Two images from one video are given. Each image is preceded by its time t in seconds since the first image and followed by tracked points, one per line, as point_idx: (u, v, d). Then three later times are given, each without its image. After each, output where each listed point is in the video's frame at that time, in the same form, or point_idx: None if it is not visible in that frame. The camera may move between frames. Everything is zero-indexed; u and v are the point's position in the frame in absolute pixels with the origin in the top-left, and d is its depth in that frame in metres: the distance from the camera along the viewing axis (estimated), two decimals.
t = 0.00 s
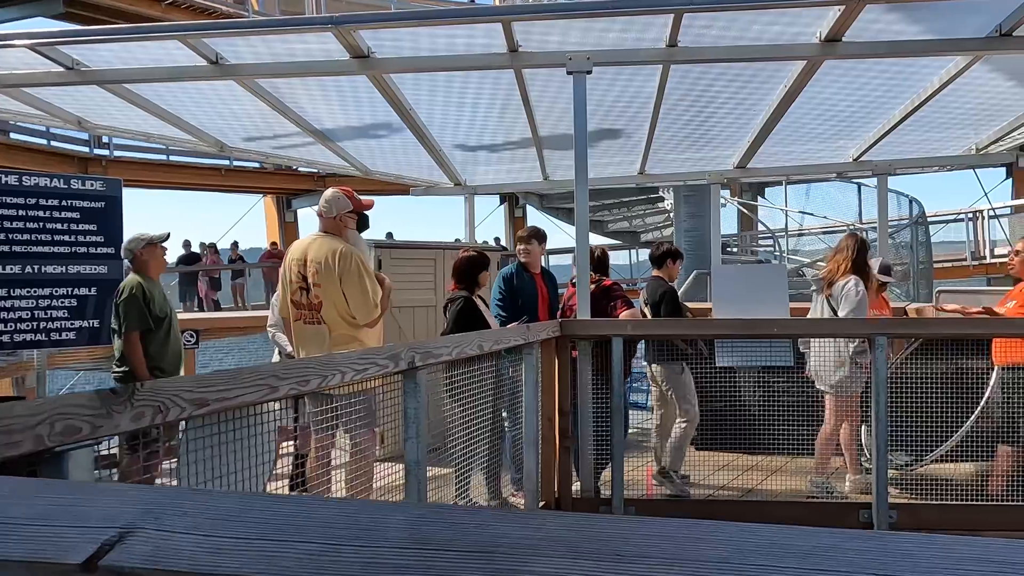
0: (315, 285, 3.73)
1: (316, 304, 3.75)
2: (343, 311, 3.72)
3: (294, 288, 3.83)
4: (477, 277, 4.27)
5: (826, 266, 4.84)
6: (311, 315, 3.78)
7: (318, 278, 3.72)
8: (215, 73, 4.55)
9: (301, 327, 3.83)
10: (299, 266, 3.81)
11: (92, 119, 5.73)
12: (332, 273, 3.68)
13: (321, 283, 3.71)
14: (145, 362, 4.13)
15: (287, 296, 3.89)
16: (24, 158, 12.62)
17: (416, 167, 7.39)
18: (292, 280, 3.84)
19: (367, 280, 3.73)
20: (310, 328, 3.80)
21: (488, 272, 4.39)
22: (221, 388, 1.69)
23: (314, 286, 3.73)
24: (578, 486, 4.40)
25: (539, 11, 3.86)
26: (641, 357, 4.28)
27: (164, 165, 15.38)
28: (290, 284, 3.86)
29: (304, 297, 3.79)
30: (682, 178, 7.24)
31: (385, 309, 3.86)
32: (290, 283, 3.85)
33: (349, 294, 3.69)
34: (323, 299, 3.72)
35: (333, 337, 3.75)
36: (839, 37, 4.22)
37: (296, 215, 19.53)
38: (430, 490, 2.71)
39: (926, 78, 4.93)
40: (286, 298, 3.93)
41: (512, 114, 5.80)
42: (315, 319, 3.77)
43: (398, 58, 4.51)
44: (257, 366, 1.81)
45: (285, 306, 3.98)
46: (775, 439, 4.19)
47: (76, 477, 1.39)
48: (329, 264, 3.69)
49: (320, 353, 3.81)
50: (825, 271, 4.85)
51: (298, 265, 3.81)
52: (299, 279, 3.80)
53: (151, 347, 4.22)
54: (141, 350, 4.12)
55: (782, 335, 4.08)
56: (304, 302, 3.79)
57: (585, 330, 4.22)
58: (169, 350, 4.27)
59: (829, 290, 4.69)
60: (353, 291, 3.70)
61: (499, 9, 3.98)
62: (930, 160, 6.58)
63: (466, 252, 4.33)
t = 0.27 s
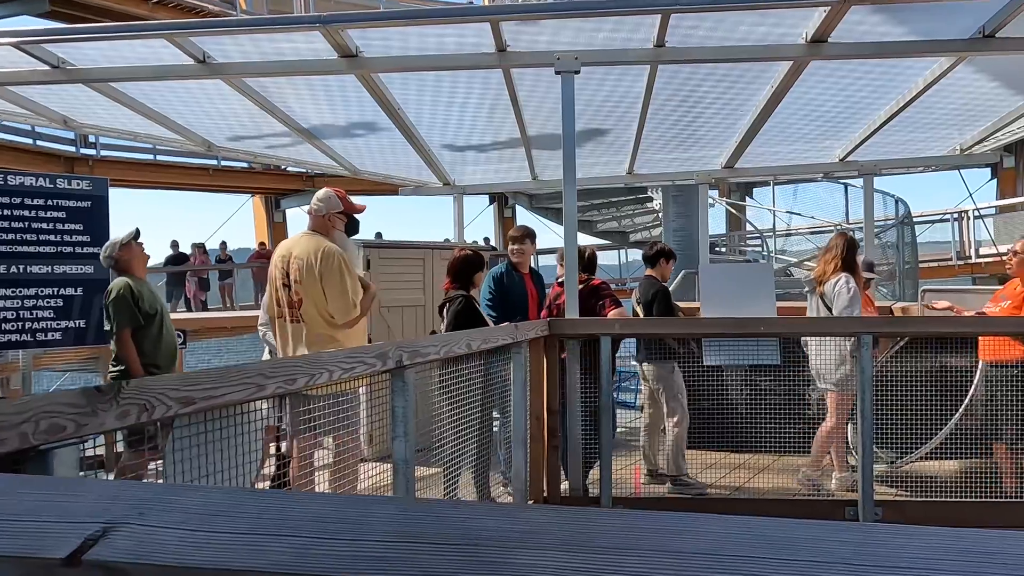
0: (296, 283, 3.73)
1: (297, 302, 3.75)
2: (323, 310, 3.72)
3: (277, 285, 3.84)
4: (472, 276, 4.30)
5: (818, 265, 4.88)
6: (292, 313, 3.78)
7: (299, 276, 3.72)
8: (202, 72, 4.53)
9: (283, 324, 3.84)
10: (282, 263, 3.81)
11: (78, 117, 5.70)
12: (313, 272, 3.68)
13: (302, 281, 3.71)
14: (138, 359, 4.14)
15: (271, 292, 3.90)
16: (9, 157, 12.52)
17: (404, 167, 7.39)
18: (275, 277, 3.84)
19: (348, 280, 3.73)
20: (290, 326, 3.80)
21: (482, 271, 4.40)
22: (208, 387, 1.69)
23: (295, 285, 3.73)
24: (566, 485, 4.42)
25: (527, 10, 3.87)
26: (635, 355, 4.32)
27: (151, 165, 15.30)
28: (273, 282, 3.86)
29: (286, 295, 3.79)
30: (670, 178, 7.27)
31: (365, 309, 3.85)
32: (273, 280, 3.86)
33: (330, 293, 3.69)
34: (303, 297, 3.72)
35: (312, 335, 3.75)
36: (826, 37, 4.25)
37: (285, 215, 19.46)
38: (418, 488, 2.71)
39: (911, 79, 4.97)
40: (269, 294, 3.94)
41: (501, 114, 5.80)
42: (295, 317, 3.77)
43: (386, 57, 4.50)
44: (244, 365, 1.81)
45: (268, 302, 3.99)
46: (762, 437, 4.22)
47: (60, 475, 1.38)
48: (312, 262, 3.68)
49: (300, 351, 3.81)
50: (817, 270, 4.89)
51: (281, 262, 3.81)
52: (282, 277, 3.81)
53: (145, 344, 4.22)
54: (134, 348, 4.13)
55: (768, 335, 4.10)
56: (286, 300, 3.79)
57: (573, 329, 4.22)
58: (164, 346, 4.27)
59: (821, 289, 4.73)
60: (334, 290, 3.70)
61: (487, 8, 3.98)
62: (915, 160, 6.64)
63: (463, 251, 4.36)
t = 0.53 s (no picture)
0: (282, 284, 3.72)
1: (283, 304, 3.74)
2: (309, 310, 3.71)
3: (264, 287, 3.83)
4: (471, 278, 4.34)
5: (812, 267, 4.91)
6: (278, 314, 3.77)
7: (285, 277, 3.71)
8: (194, 73, 4.52)
9: (271, 326, 3.83)
10: (269, 265, 3.81)
11: (67, 118, 5.67)
12: (298, 272, 3.67)
13: (287, 282, 3.70)
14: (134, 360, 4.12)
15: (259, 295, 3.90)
16: None
17: (396, 168, 7.38)
18: (263, 279, 3.84)
19: (333, 279, 3.72)
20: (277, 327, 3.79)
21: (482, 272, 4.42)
22: (205, 392, 1.69)
23: (281, 286, 3.72)
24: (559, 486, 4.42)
25: (520, 13, 3.87)
26: (631, 356, 4.30)
27: (141, 165, 15.21)
28: (261, 284, 3.86)
29: (272, 296, 3.79)
30: (662, 179, 7.29)
31: (351, 309, 3.84)
32: (261, 282, 3.86)
33: (315, 293, 3.68)
34: (289, 298, 3.71)
35: (298, 336, 3.74)
36: (816, 40, 4.27)
37: (275, 215, 19.39)
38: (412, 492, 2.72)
39: (901, 82, 5.00)
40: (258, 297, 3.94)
41: (493, 115, 5.81)
42: (282, 319, 3.76)
43: (379, 58, 4.50)
44: (240, 370, 1.81)
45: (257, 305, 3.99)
46: (755, 438, 4.24)
47: (58, 482, 1.38)
48: (296, 263, 3.68)
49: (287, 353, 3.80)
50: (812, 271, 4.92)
51: (268, 264, 3.81)
52: (269, 278, 3.80)
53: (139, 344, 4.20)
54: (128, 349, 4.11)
55: (761, 335, 4.12)
56: (272, 301, 3.79)
57: (567, 331, 4.23)
58: (158, 345, 4.26)
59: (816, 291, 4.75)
60: (320, 290, 3.69)
61: (479, 10, 3.98)
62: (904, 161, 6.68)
63: (464, 253, 4.39)
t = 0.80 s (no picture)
0: (272, 283, 3.72)
1: (273, 302, 3.74)
2: (299, 307, 3.72)
3: (253, 288, 3.83)
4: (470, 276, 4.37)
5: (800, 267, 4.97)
6: (269, 313, 3.77)
7: (274, 275, 3.72)
8: (183, 71, 4.51)
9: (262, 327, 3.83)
10: (256, 266, 3.81)
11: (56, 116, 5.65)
12: (287, 269, 3.68)
13: (277, 280, 3.71)
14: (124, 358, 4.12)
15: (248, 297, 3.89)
16: None
17: (386, 167, 7.39)
18: (252, 280, 3.84)
19: (323, 275, 3.73)
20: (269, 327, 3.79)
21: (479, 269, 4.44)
22: (192, 386, 1.70)
23: (271, 284, 3.73)
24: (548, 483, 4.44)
25: (510, 12, 3.89)
26: (621, 356, 4.30)
27: (130, 164, 15.15)
28: (250, 285, 3.85)
29: (262, 296, 3.78)
30: (652, 178, 7.32)
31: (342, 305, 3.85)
32: (249, 283, 3.85)
33: (305, 288, 3.69)
34: (279, 296, 3.72)
35: (291, 334, 3.74)
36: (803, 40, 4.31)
37: (266, 215, 19.34)
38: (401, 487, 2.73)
39: (887, 82, 5.05)
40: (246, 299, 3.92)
41: (483, 114, 5.82)
42: (273, 318, 3.76)
43: (368, 57, 4.51)
44: (227, 364, 1.82)
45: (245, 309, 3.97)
46: (741, 435, 4.28)
47: (44, 473, 1.39)
48: (284, 259, 3.69)
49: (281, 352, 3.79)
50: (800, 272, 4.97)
51: (255, 264, 3.81)
52: (258, 279, 3.80)
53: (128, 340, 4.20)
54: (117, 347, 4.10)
55: (749, 334, 4.13)
56: (262, 301, 3.78)
57: (556, 328, 4.25)
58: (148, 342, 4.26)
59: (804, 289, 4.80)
60: (309, 285, 3.70)
61: (468, 9, 4.00)
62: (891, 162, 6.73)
63: (462, 250, 4.39)
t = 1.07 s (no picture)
0: (282, 284, 3.71)
1: (284, 304, 3.72)
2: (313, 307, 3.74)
3: (257, 292, 3.77)
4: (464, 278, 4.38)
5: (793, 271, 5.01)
6: (277, 316, 3.74)
7: (285, 276, 3.71)
8: (175, 73, 4.50)
9: (264, 331, 3.77)
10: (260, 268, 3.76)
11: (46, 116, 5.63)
12: (303, 269, 3.70)
13: (290, 280, 3.71)
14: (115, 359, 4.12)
15: (248, 302, 3.82)
16: None
17: (378, 168, 7.39)
18: (255, 284, 3.78)
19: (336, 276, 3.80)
20: (275, 330, 3.75)
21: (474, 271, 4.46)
22: (186, 390, 1.70)
23: (281, 286, 3.71)
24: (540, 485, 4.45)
25: (503, 15, 3.90)
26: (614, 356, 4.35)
27: (120, 164, 15.08)
28: (252, 289, 3.79)
29: (269, 299, 3.74)
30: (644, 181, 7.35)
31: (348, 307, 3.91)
32: (251, 287, 3.79)
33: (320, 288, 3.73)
34: (292, 297, 3.71)
35: (302, 335, 3.74)
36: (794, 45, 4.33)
37: (257, 216, 19.29)
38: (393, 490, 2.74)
39: (877, 87, 5.09)
40: (244, 305, 3.84)
41: (476, 117, 5.84)
42: (281, 320, 3.73)
43: (361, 60, 4.51)
44: (221, 369, 1.82)
45: (239, 315, 3.87)
46: (733, 438, 4.30)
47: (39, 480, 1.39)
48: (299, 260, 3.71)
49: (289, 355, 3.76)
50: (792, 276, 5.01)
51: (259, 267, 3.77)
52: (262, 282, 3.76)
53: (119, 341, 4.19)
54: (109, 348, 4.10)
55: (740, 336, 4.15)
56: (268, 304, 3.74)
57: (549, 331, 4.25)
58: (140, 343, 4.25)
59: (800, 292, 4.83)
60: (323, 285, 3.73)
61: (461, 13, 4.01)
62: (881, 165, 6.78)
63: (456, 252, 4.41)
